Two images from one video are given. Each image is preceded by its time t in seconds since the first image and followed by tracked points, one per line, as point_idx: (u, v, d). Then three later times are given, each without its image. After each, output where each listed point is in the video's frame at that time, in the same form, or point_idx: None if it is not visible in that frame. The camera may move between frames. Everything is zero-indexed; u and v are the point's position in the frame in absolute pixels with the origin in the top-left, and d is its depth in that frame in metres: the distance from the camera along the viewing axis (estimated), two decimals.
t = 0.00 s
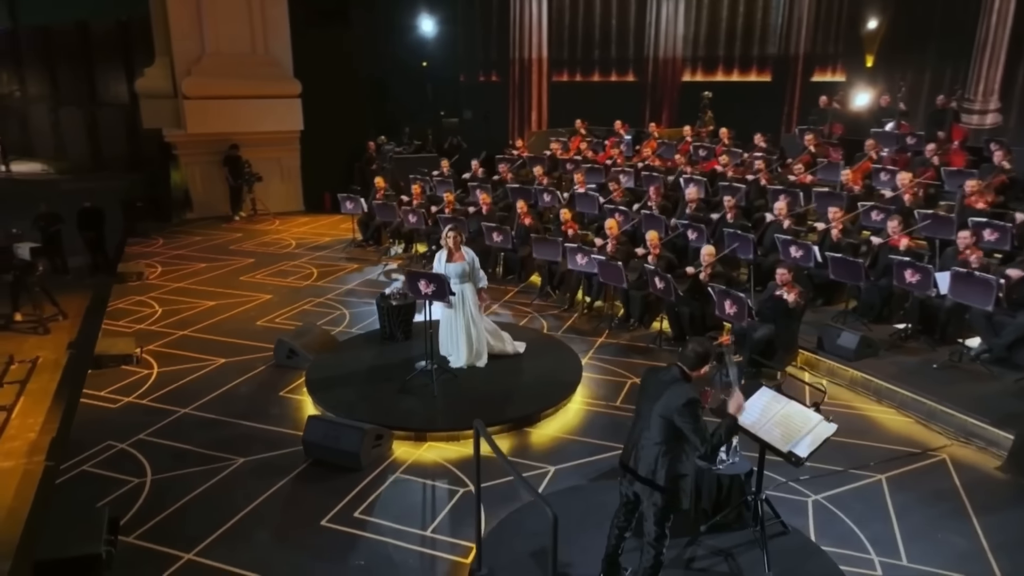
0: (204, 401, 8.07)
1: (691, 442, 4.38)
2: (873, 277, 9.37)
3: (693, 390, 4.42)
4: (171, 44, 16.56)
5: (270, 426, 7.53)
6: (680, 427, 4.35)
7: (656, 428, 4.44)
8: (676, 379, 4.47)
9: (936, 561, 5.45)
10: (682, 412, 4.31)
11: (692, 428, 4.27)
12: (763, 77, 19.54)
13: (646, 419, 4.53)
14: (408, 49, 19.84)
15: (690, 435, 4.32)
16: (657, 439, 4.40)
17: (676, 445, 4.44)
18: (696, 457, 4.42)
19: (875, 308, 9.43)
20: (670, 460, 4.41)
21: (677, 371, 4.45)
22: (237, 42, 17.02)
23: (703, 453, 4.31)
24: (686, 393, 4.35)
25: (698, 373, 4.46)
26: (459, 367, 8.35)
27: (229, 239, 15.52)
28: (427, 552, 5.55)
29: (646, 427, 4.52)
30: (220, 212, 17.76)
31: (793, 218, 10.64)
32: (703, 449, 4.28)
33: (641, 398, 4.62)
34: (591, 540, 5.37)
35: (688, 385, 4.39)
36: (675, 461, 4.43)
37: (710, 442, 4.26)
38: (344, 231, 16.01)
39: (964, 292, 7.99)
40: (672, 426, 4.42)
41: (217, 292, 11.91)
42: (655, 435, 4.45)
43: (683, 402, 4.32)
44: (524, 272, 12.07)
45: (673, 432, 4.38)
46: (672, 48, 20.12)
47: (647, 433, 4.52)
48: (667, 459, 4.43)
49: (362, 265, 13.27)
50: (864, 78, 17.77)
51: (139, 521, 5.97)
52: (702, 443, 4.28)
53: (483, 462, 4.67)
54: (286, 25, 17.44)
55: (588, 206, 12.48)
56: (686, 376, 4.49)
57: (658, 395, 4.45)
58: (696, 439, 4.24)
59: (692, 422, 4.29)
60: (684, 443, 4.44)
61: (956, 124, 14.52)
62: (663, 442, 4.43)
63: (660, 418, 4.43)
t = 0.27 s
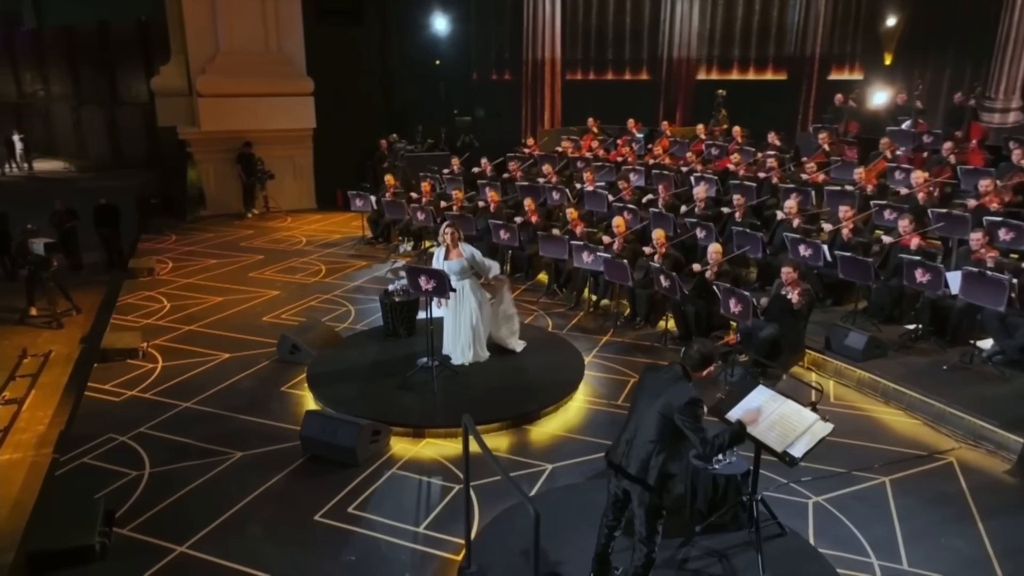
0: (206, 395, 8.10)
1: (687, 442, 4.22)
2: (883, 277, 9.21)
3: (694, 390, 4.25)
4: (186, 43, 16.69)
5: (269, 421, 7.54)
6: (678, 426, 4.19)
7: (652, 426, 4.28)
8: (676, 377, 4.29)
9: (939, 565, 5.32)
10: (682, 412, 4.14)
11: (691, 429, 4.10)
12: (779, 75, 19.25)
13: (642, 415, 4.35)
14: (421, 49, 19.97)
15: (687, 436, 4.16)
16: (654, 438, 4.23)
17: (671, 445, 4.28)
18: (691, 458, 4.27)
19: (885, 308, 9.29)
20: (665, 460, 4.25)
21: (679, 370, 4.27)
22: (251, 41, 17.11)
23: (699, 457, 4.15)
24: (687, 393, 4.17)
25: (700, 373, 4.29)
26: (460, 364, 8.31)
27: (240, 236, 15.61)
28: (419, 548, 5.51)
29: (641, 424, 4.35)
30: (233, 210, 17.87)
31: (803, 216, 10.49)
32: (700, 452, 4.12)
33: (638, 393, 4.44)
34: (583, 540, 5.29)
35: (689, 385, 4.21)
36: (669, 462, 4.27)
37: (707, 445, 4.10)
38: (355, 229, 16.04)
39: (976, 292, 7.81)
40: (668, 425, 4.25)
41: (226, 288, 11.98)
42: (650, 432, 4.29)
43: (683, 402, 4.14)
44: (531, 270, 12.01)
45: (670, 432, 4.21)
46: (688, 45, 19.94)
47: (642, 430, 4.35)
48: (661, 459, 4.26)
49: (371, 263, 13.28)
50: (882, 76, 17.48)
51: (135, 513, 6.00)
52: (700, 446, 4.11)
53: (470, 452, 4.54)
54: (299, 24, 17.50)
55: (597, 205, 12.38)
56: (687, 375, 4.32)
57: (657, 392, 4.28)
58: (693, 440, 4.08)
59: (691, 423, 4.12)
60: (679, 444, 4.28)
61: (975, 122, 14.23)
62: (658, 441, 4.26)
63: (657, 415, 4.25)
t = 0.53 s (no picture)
0: (206, 391, 8.12)
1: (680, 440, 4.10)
2: (889, 277, 9.10)
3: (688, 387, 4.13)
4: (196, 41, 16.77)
5: (267, 416, 7.54)
6: (671, 423, 4.06)
7: (644, 423, 4.15)
8: (670, 373, 4.18)
9: (938, 568, 5.21)
10: (675, 409, 4.02)
11: (684, 425, 3.98)
12: (790, 74, 19.09)
13: (634, 412, 4.22)
14: (429, 47, 19.95)
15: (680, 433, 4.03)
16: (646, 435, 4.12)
17: (663, 444, 4.15)
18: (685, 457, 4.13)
19: (891, 308, 9.18)
20: (657, 458, 4.12)
21: (672, 366, 4.16)
22: (259, 39, 17.17)
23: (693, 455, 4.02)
24: (681, 388, 4.05)
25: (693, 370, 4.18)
26: (458, 361, 8.28)
27: (248, 234, 15.67)
28: (409, 545, 5.48)
29: (633, 421, 4.22)
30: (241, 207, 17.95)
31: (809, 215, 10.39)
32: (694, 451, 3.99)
33: (630, 390, 4.32)
34: (574, 539, 5.23)
35: (682, 381, 4.10)
36: (662, 461, 4.14)
37: (701, 443, 3.97)
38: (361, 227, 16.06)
39: (982, 292, 7.68)
40: (661, 422, 4.13)
41: (231, 285, 12.01)
42: (642, 429, 4.16)
43: (676, 398, 4.02)
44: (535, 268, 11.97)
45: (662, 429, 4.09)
46: (698, 44, 19.84)
47: (633, 427, 4.22)
48: (653, 457, 4.13)
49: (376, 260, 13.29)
50: (895, 75, 17.28)
51: (129, 508, 6.01)
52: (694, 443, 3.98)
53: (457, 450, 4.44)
54: (308, 22, 17.56)
55: (603, 203, 12.32)
56: (681, 372, 4.20)
57: (650, 388, 4.16)
58: (687, 438, 3.96)
59: (685, 420, 4.00)
60: (672, 441, 4.15)
61: (988, 120, 14.04)
62: (650, 439, 4.13)
63: (650, 412, 4.13)
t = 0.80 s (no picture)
0: (204, 385, 8.14)
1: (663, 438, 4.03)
2: (895, 276, 8.97)
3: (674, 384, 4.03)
4: (206, 39, 16.85)
5: (263, 411, 7.54)
6: (654, 420, 3.98)
7: (629, 419, 4.08)
8: (656, 369, 4.07)
9: (933, 571, 5.11)
10: (659, 406, 3.93)
11: (667, 424, 3.89)
12: (803, 72, 18.94)
13: (620, 407, 4.15)
14: (440, 44, 20.19)
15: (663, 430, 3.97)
16: (630, 431, 4.05)
17: (647, 440, 4.09)
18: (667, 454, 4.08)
19: (897, 307, 9.06)
20: (640, 455, 4.06)
21: (659, 362, 4.05)
22: (269, 37, 17.25)
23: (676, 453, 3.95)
24: (666, 384, 3.96)
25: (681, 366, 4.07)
26: (457, 358, 8.25)
27: (255, 231, 15.73)
28: (398, 540, 5.45)
29: (618, 416, 4.16)
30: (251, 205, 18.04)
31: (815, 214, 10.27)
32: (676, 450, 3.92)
33: (616, 384, 4.23)
34: (562, 536, 5.19)
35: (669, 378, 3.99)
36: (645, 458, 4.09)
37: (683, 442, 3.90)
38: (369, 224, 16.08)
39: (988, 291, 7.54)
40: (645, 419, 4.05)
41: (236, 282, 12.06)
42: (626, 425, 4.10)
43: (661, 395, 3.93)
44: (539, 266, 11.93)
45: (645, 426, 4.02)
46: (708, 42, 19.64)
47: (618, 422, 4.16)
48: (636, 454, 4.07)
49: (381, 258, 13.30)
50: (909, 73, 17.05)
51: (121, 499, 6.03)
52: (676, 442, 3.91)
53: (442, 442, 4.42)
54: (317, 21, 17.63)
55: (608, 201, 12.23)
56: (667, 367, 4.09)
57: (635, 384, 4.07)
58: (670, 436, 3.88)
59: (668, 418, 3.91)
60: (656, 439, 4.09)
61: (1003, 118, 13.80)
62: (634, 435, 4.07)
63: (635, 408, 4.05)
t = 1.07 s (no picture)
0: (203, 380, 8.17)
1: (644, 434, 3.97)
2: (901, 275, 8.83)
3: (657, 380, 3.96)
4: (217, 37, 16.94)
5: (260, 405, 7.54)
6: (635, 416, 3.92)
7: (610, 414, 4.03)
8: (640, 364, 4.00)
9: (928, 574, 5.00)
10: (639, 401, 3.87)
11: (647, 421, 3.83)
12: (816, 69, 18.84)
13: (602, 401, 4.09)
14: (449, 44, 20.23)
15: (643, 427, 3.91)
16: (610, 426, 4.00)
17: (629, 436, 4.03)
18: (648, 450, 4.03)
19: (903, 307, 8.91)
20: (620, 451, 4.01)
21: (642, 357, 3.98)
22: (279, 35, 17.32)
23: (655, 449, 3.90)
24: (648, 380, 3.89)
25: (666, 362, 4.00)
26: (456, 355, 8.25)
27: (264, 228, 15.80)
28: (386, 536, 5.42)
29: (600, 410, 4.11)
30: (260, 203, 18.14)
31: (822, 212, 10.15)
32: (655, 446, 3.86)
33: (599, 377, 4.17)
34: (550, 533, 5.14)
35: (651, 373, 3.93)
36: (625, 453, 4.05)
37: (662, 438, 3.85)
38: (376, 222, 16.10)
39: (994, 290, 7.40)
40: (627, 414, 4.00)
41: (241, 278, 12.11)
42: (607, 419, 4.05)
43: (641, 391, 3.87)
44: (543, 264, 11.88)
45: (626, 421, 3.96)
46: (719, 42, 19.59)
47: (600, 416, 4.11)
48: (616, 449, 4.02)
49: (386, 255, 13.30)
50: (924, 71, 16.80)
51: (114, 491, 6.06)
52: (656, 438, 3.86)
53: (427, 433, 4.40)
54: (327, 19, 17.68)
55: (614, 199, 12.15)
56: (651, 363, 4.02)
57: (617, 378, 4.01)
58: (650, 432, 3.82)
59: (648, 415, 3.85)
60: (637, 434, 4.03)
61: (1018, 116, 13.56)
62: (615, 431, 4.01)
63: (616, 403, 3.99)
